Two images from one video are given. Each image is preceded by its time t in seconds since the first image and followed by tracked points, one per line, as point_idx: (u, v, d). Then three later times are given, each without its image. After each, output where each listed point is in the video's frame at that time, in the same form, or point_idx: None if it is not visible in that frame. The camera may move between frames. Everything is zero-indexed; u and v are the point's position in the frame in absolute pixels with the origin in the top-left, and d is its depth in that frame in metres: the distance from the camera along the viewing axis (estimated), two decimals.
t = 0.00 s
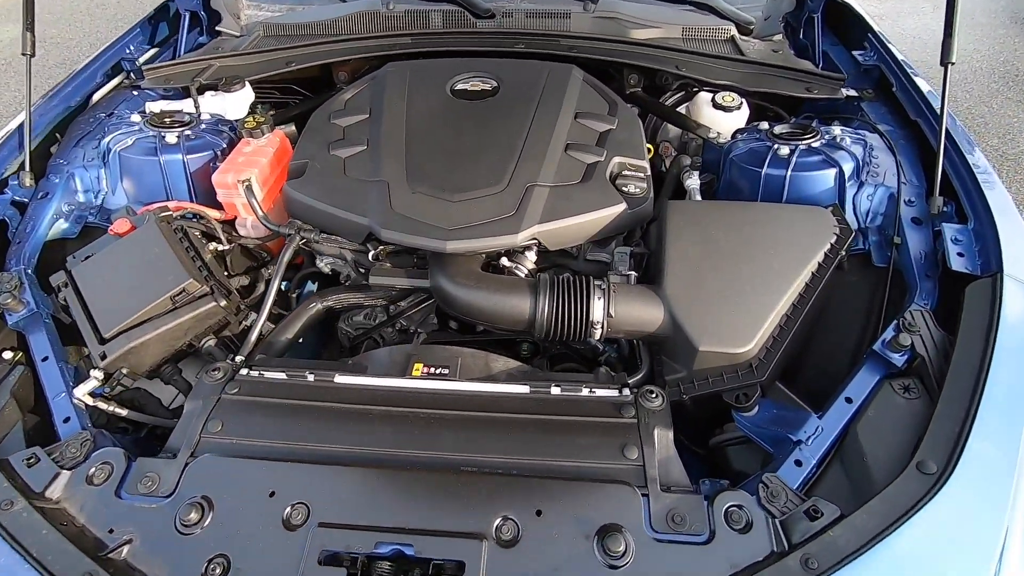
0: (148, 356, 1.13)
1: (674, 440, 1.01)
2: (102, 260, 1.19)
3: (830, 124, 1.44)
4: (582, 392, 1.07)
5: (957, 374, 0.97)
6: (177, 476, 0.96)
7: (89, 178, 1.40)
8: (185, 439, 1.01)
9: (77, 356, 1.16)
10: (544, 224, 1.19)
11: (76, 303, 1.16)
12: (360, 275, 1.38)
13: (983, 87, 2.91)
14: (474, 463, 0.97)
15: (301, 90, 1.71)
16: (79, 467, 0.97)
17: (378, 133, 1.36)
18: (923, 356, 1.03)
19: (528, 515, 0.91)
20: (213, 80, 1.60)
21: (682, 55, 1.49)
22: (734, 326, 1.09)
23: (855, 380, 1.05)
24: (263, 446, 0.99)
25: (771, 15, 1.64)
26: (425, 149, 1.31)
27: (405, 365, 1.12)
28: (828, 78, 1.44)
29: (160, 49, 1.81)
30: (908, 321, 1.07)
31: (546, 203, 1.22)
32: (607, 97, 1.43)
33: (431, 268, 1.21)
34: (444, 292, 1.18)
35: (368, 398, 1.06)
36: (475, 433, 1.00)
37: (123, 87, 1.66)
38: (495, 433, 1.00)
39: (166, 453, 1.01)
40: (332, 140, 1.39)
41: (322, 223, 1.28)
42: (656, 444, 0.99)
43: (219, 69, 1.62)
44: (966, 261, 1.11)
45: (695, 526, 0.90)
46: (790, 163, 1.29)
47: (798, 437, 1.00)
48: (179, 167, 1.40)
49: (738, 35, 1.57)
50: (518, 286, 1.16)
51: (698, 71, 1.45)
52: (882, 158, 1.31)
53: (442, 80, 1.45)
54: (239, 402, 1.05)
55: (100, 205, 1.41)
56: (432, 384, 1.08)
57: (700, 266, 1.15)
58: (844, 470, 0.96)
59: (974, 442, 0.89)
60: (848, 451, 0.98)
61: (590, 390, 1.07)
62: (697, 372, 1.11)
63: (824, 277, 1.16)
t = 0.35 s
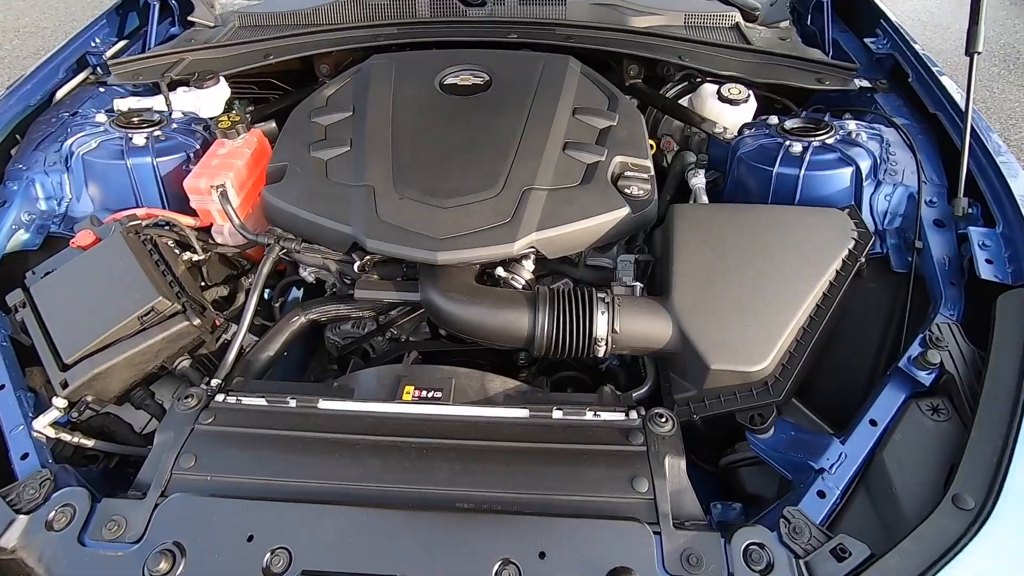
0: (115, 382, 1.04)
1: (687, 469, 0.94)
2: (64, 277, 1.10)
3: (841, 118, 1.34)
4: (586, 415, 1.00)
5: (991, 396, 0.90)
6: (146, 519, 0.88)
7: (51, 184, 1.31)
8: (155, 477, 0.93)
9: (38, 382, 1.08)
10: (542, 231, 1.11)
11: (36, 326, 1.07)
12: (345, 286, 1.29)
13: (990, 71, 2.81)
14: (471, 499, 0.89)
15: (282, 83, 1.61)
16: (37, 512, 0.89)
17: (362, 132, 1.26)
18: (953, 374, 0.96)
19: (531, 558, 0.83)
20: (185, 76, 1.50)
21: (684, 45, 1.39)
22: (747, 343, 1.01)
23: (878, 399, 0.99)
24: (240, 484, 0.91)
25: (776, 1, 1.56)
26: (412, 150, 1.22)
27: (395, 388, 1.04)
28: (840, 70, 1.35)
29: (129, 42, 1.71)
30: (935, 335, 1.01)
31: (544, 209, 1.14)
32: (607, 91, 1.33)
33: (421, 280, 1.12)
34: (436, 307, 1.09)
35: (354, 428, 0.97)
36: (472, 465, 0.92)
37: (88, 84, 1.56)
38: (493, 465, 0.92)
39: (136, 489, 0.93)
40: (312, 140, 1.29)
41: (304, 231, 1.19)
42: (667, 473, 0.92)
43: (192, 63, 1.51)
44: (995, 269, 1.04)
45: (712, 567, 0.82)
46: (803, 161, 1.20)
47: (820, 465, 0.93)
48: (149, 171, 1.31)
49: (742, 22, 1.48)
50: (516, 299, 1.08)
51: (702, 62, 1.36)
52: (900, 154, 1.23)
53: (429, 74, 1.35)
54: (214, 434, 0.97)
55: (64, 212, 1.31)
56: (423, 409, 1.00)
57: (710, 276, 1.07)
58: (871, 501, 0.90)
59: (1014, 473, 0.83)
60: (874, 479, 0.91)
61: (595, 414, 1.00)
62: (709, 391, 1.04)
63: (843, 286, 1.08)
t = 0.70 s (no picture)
0: (73, 440, 0.95)
1: (701, 512, 0.89)
2: (11, 324, 1.01)
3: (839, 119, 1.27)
4: (592, 455, 0.94)
5: (1017, 426, 0.87)
6: None
7: None
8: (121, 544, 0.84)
9: None
10: (538, 253, 1.04)
11: None
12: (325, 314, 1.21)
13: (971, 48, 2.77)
14: (473, 559, 0.82)
15: (246, 92, 1.50)
16: None
17: (337, 148, 1.17)
18: (973, 399, 0.93)
19: None
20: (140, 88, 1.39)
21: (675, 44, 1.31)
22: (758, 372, 0.95)
23: (897, 426, 0.94)
24: (219, 553, 0.83)
25: None
26: (391, 168, 1.13)
27: (385, 434, 0.98)
28: (836, 69, 1.27)
29: (77, 50, 1.59)
30: (953, 356, 0.96)
31: (536, 230, 1.06)
32: (597, 97, 1.25)
33: (408, 311, 1.04)
34: (425, 341, 1.02)
35: (341, 481, 0.90)
36: (473, 520, 0.86)
37: (32, 99, 1.46)
38: (493, 519, 0.86)
39: (102, 562, 0.86)
40: (282, 158, 1.20)
41: (279, 261, 1.10)
42: (681, 519, 0.87)
43: (148, 73, 1.41)
44: (1009, 283, 1.00)
45: None
46: (805, 169, 1.13)
47: (843, 503, 0.88)
48: (102, 196, 1.21)
49: (732, 19, 1.39)
50: (512, 330, 1.01)
51: (694, 63, 1.27)
52: (903, 159, 1.17)
53: (405, 81, 1.26)
54: (188, 496, 0.88)
55: (10, 243, 1.25)
56: (416, 457, 0.93)
57: (716, 299, 1.01)
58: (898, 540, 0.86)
59: None
60: (899, 516, 0.87)
61: (601, 453, 0.94)
62: (719, 422, 0.98)
63: (854, 304, 1.03)
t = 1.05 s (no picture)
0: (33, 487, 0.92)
1: (709, 530, 0.86)
2: None
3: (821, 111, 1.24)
4: (593, 474, 0.90)
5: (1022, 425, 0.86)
6: None
7: None
8: None
9: None
10: (526, 264, 0.99)
11: None
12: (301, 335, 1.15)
13: (939, 24, 2.77)
14: None
15: (205, 97, 1.42)
16: None
17: (307, 159, 1.11)
18: (975, 398, 0.92)
19: None
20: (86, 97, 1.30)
21: (654, 37, 1.26)
22: (758, 380, 0.93)
23: (900, 428, 0.93)
24: None
25: None
26: (366, 179, 1.07)
27: (374, 465, 0.93)
28: (818, 59, 1.25)
29: (16, 57, 1.50)
30: (952, 354, 0.95)
31: (522, 240, 1.01)
32: (578, 95, 1.20)
33: (393, 330, 0.99)
34: (411, 361, 0.97)
35: (329, 520, 0.85)
36: (473, 554, 0.82)
37: None
38: (493, 551, 0.82)
39: None
40: (248, 170, 1.13)
41: (251, 282, 1.04)
42: (690, 539, 0.84)
43: (95, 81, 1.32)
44: (1003, 276, 0.99)
45: None
46: (794, 164, 1.10)
47: (852, 512, 0.87)
48: (51, 218, 1.14)
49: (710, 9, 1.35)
50: (503, 346, 0.96)
51: (675, 56, 1.23)
52: (890, 150, 1.14)
53: (376, 84, 1.19)
54: (166, 546, 0.83)
55: None
56: (408, 488, 0.89)
57: (712, 306, 0.97)
58: (909, 548, 0.85)
59: None
60: (908, 523, 0.86)
61: (602, 472, 0.91)
62: (721, 431, 0.95)
63: (850, 304, 1.01)
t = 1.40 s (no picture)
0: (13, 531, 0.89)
1: (722, 537, 0.85)
2: None
3: (806, 102, 1.23)
4: (602, 486, 0.89)
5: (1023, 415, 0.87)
6: None
7: None
8: None
9: None
10: (522, 271, 0.97)
11: None
12: (289, 353, 1.11)
13: (906, 2, 2.78)
14: None
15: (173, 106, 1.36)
16: None
17: (287, 170, 1.06)
18: (976, 390, 0.93)
19: None
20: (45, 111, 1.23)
21: (636, 32, 1.24)
22: (762, 382, 0.92)
23: (904, 423, 0.93)
24: None
25: None
26: (351, 190, 1.03)
27: (375, 489, 0.90)
28: (801, 50, 1.24)
29: None
30: (952, 346, 0.96)
31: (517, 247, 0.99)
32: (564, 95, 1.17)
33: (387, 346, 0.96)
34: (408, 378, 0.94)
35: (333, 550, 0.82)
36: None
37: None
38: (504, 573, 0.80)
39: None
40: (224, 184, 1.08)
41: (236, 303, 1.00)
42: (704, 548, 0.84)
43: (53, 93, 1.25)
44: (996, 266, 0.99)
45: None
46: (785, 159, 1.08)
47: (862, 510, 0.87)
48: (15, 241, 1.08)
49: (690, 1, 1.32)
50: (504, 358, 0.94)
51: (658, 52, 1.21)
52: (878, 142, 1.14)
53: (355, 89, 1.15)
54: None
55: None
56: (412, 512, 0.87)
57: (712, 307, 0.96)
58: (919, 543, 0.85)
59: None
60: (917, 518, 0.86)
61: (611, 482, 0.90)
62: (727, 433, 0.94)
63: (847, 298, 1.00)
